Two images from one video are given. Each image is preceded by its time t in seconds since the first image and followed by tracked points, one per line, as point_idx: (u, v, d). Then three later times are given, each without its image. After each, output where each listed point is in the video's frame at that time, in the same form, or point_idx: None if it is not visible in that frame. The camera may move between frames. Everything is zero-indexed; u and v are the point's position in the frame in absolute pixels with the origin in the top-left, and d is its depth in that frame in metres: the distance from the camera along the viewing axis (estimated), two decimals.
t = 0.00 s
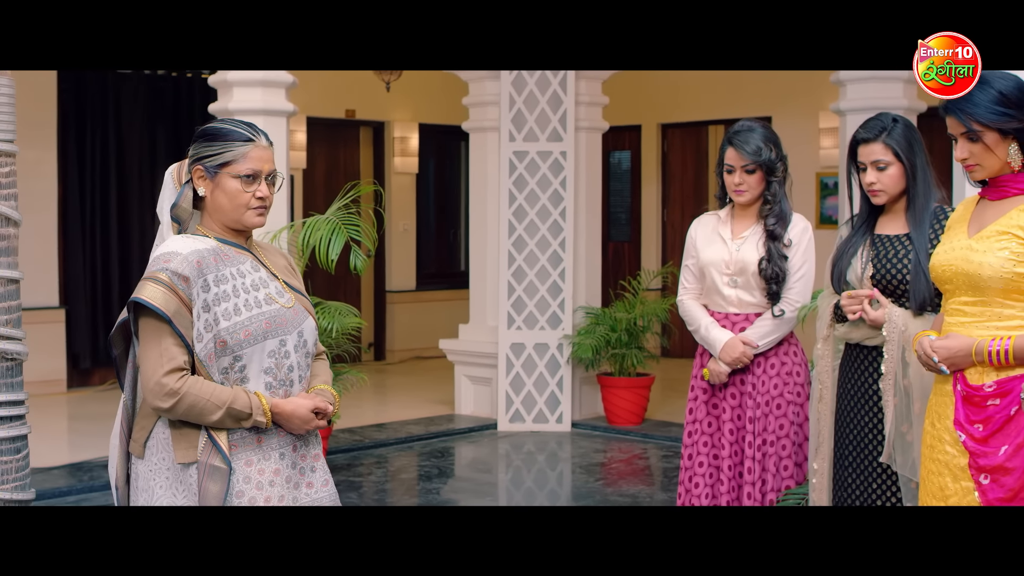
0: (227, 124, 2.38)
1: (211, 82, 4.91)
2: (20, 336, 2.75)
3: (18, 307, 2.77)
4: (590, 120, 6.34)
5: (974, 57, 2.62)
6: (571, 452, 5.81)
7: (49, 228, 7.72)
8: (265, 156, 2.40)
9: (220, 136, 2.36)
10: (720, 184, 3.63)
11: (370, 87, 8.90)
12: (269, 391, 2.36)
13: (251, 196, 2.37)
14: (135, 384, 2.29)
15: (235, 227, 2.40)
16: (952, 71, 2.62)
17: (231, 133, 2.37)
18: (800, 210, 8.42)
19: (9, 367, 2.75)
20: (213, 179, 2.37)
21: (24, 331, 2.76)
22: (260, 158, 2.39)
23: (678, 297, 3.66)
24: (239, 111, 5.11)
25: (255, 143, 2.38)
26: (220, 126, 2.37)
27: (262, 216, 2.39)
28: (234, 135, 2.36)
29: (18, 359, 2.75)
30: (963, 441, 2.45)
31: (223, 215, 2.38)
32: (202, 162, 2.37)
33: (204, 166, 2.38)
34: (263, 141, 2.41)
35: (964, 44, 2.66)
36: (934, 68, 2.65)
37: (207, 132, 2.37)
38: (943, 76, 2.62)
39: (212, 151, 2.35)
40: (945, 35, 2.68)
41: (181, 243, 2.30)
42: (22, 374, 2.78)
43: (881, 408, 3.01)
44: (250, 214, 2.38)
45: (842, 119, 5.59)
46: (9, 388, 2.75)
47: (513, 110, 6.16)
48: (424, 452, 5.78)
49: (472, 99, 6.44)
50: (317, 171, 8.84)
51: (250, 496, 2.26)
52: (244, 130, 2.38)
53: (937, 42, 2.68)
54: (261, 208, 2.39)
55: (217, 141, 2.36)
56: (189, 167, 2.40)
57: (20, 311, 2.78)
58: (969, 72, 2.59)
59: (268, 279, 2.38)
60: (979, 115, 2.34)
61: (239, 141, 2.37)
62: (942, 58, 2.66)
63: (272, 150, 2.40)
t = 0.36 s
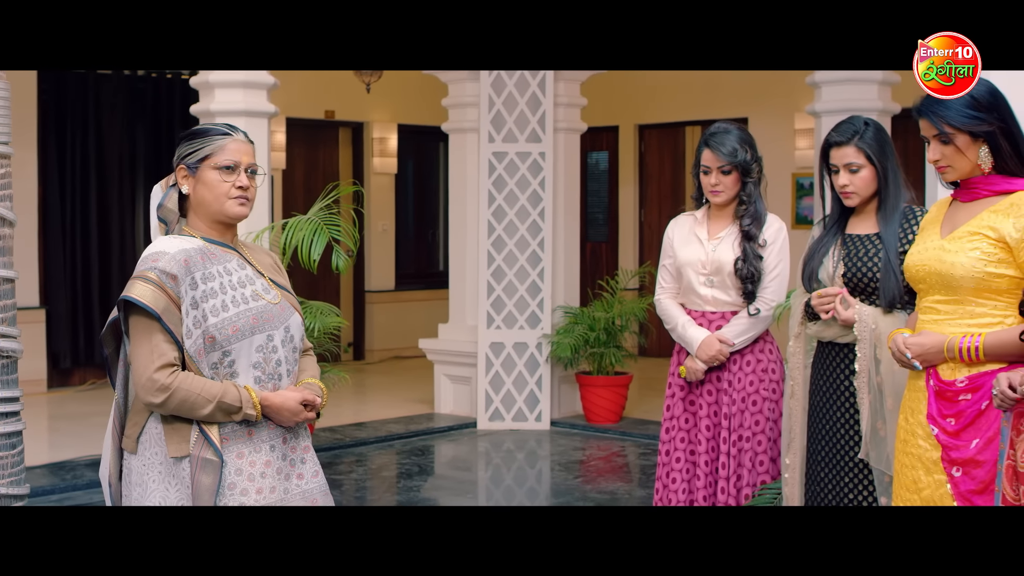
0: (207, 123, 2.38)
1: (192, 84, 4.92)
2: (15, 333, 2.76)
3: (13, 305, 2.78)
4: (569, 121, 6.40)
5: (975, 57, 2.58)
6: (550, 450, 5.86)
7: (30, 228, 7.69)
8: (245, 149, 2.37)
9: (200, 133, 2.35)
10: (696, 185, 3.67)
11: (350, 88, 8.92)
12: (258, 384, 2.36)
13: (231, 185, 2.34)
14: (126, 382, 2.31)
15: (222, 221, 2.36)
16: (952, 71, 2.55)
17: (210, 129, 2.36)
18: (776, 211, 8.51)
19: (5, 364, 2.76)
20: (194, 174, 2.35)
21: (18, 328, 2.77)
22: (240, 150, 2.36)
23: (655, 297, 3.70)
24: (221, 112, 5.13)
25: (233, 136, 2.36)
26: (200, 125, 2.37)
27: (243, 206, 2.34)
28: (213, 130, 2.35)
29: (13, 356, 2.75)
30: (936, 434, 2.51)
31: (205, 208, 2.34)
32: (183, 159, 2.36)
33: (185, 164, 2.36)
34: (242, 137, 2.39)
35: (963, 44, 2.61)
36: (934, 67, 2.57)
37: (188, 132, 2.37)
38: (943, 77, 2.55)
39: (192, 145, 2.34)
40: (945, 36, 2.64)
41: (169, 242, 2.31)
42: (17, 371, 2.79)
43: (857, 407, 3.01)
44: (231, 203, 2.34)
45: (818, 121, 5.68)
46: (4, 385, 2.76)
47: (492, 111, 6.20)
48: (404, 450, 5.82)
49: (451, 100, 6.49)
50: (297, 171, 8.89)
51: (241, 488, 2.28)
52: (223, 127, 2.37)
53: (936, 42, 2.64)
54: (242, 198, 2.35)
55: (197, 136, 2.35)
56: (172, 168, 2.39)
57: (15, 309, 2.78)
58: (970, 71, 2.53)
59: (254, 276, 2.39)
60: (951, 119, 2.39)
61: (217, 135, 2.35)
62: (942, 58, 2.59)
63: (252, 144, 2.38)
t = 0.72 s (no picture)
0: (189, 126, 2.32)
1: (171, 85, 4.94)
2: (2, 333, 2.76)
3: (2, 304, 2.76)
4: (543, 124, 6.47)
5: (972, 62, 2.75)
6: (525, 449, 5.92)
7: (5, 229, 7.67)
8: (228, 152, 2.32)
9: (182, 135, 2.29)
10: (672, 188, 3.73)
11: (326, 89, 8.94)
12: (244, 378, 2.35)
13: (215, 186, 2.28)
14: (114, 380, 2.31)
15: (204, 221, 2.31)
16: (951, 70, 2.71)
17: (192, 132, 2.31)
18: (749, 212, 8.60)
19: None
20: (178, 175, 2.29)
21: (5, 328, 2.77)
22: (223, 152, 2.31)
23: (632, 297, 3.76)
24: (199, 113, 5.14)
25: (215, 138, 2.31)
26: (183, 129, 2.32)
27: (227, 206, 2.29)
28: (196, 132, 2.30)
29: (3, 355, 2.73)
30: (906, 429, 2.57)
31: (189, 208, 2.28)
32: (166, 160, 2.29)
33: (168, 165, 2.29)
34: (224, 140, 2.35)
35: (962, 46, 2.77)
36: (934, 67, 2.72)
37: (170, 135, 2.31)
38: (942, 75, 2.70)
39: (175, 147, 2.28)
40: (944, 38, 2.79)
41: (152, 242, 2.27)
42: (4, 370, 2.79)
43: (830, 402, 3.06)
44: (215, 203, 2.28)
45: (789, 123, 5.77)
46: None
47: (468, 113, 6.25)
48: (381, 450, 5.86)
49: (427, 102, 6.55)
50: (272, 173, 8.92)
51: (230, 480, 2.32)
52: (206, 130, 2.32)
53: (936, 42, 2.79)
54: (225, 198, 2.30)
55: (179, 138, 2.29)
56: (154, 169, 2.32)
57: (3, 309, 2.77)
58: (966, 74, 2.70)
59: (236, 274, 2.36)
60: (918, 121, 2.47)
61: (201, 137, 2.30)
62: (942, 58, 2.74)
63: (234, 147, 2.34)
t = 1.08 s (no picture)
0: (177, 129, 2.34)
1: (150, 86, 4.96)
2: None
3: None
4: (519, 125, 6.52)
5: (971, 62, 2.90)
6: (502, 447, 5.97)
7: None
8: (215, 156, 2.35)
9: (170, 137, 2.31)
10: (649, 188, 3.80)
11: (302, 90, 8.94)
12: (227, 376, 2.36)
13: (202, 189, 2.31)
14: (99, 377, 2.33)
15: (189, 223, 2.33)
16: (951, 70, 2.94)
17: (181, 134, 2.33)
18: (724, 212, 8.67)
19: None
20: (165, 176, 2.30)
21: None
22: (210, 155, 2.34)
23: (610, 295, 3.82)
24: (178, 115, 5.15)
25: (203, 142, 2.33)
26: (171, 131, 2.34)
27: (213, 210, 2.32)
28: (184, 135, 2.32)
29: None
30: (875, 424, 2.63)
31: (175, 210, 2.30)
32: (154, 161, 2.31)
33: (155, 165, 2.31)
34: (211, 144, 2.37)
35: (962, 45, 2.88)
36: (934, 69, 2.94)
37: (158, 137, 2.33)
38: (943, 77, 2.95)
39: (164, 148, 2.30)
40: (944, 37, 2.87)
41: (137, 242, 2.29)
42: None
43: (804, 397, 3.12)
44: (201, 207, 2.31)
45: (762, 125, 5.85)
46: None
47: (445, 114, 6.30)
48: (360, 449, 5.89)
49: (404, 103, 6.60)
50: (248, 174, 8.93)
51: (213, 476, 2.34)
52: (194, 134, 2.34)
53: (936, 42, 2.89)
54: (212, 202, 2.32)
55: (168, 140, 2.31)
56: (142, 169, 2.33)
57: None
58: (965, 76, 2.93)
59: (220, 273, 2.38)
60: (890, 123, 2.54)
61: (189, 140, 2.32)
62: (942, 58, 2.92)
63: (221, 151, 2.36)
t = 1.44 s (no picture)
0: (168, 129, 2.37)
1: (134, 86, 4.97)
2: None
3: None
4: (501, 125, 6.56)
5: (971, 60, 2.99)
6: (484, 445, 6.02)
7: None
8: (205, 156, 2.38)
9: (161, 138, 2.34)
10: (633, 189, 3.85)
11: (285, 90, 8.96)
12: (216, 373, 2.39)
13: (192, 189, 2.34)
14: (91, 374, 2.36)
15: (180, 223, 2.36)
16: (951, 69, 3.07)
17: (172, 135, 2.35)
18: (704, 211, 8.75)
19: None
20: (157, 177, 2.33)
21: None
22: (202, 156, 2.37)
23: (595, 294, 3.87)
24: (162, 115, 5.18)
25: (194, 143, 2.36)
26: (162, 131, 2.36)
27: (202, 210, 2.35)
28: (176, 136, 2.35)
29: None
30: (852, 420, 2.69)
31: (167, 210, 2.34)
32: (146, 161, 2.34)
33: (147, 166, 2.34)
34: (202, 144, 2.40)
35: (962, 45, 2.97)
36: (934, 67, 3.07)
37: (150, 137, 2.36)
38: (943, 74, 3.10)
39: (155, 149, 2.33)
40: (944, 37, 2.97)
41: (128, 242, 2.31)
42: None
43: (784, 393, 3.18)
44: (191, 206, 2.34)
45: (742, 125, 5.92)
46: None
47: (427, 114, 6.34)
48: (343, 447, 5.93)
49: (386, 104, 6.65)
50: (230, 174, 8.95)
51: (203, 471, 2.37)
52: (185, 134, 2.37)
53: (937, 41, 2.98)
54: (201, 202, 2.35)
55: (160, 141, 2.34)
56: (134, 169, 2.36)
57: None
58: (966, 73, 3.07)
59: (210, 273, 2.41)
60: (870, 123, 2.59)
61: (180, 141, 2.35)
62: (942, 57, 3.04)
63: (212, 151, 2.39)
